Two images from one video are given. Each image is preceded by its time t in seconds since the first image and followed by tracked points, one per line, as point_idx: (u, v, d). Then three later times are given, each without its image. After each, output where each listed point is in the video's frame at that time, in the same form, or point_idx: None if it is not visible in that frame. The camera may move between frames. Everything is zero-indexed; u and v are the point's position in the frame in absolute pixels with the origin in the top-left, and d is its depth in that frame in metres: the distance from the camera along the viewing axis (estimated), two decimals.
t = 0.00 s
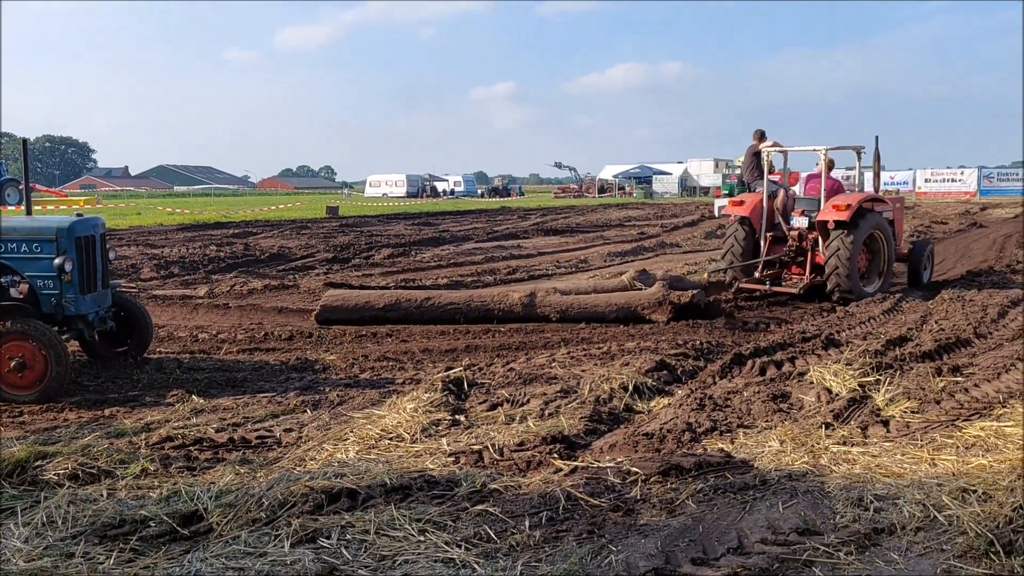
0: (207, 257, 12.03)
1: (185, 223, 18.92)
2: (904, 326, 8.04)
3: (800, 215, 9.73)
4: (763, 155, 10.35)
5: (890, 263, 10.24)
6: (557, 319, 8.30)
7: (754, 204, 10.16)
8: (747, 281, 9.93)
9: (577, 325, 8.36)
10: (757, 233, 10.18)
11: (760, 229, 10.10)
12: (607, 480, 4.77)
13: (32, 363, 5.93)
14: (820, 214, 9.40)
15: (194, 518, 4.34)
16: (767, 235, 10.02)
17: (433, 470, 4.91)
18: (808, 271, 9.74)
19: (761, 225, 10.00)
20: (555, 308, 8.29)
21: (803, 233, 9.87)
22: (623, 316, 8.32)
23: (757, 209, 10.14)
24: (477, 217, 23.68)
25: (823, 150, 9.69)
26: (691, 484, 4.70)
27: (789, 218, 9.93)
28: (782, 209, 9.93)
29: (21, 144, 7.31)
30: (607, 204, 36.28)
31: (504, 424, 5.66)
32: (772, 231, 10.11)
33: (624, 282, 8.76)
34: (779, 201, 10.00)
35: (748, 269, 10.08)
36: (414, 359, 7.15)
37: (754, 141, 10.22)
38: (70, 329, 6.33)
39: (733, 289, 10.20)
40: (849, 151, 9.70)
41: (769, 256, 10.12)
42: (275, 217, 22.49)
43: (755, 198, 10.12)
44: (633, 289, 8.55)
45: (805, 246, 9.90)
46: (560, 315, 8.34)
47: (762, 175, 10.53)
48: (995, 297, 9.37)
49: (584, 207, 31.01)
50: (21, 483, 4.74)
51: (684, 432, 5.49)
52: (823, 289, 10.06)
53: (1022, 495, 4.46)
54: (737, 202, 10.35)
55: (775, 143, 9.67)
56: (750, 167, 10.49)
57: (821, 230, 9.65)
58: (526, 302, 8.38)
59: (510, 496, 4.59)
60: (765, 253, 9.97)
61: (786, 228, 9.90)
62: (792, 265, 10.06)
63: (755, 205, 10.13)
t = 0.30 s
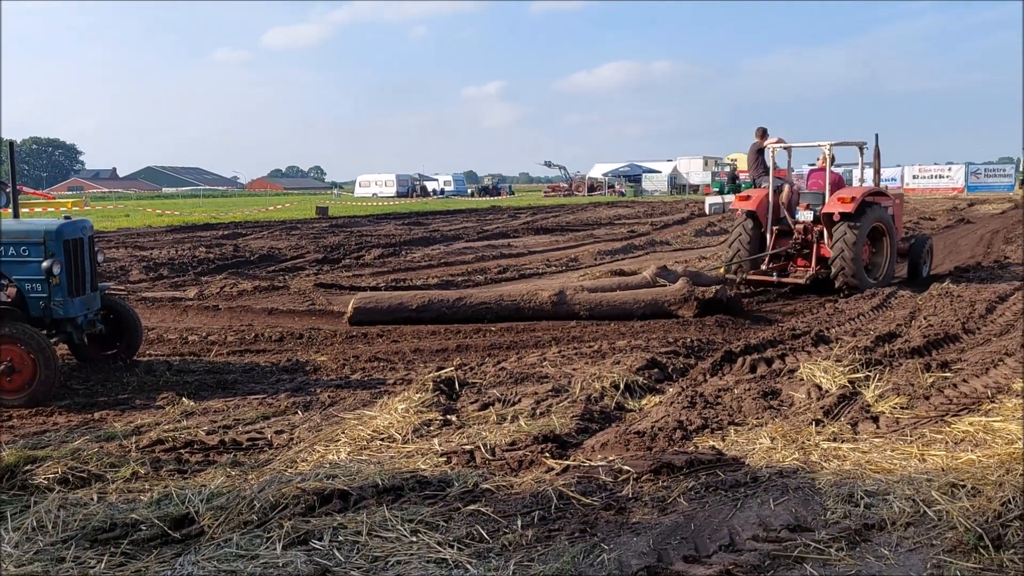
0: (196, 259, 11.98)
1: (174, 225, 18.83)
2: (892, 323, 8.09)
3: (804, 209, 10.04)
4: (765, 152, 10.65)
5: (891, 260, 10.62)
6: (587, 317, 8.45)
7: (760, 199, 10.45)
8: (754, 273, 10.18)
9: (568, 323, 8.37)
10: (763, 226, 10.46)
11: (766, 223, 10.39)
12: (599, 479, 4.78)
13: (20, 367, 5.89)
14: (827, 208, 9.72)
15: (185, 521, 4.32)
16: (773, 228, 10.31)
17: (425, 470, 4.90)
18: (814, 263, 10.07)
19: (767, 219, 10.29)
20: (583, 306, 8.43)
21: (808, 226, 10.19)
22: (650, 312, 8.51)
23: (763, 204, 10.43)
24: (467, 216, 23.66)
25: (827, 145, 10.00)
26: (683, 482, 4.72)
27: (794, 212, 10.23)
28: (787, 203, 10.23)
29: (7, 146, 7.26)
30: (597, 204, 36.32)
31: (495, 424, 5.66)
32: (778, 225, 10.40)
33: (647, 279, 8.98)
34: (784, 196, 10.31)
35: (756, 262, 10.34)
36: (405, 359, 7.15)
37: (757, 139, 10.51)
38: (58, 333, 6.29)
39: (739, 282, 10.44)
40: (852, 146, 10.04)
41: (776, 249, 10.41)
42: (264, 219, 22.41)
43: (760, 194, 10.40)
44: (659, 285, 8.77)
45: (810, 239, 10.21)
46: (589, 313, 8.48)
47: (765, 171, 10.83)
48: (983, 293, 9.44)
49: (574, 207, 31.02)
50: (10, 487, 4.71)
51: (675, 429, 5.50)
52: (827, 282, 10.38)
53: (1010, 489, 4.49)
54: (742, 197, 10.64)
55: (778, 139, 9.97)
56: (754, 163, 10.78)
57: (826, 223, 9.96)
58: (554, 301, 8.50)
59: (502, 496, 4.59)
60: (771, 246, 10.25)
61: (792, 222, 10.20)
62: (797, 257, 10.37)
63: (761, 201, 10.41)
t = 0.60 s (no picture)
0: (184, 260, 11.92)
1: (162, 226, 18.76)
2: (881, 321, 8.12)
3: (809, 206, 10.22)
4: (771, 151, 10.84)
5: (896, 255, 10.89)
6: (614, 315, 8.50)
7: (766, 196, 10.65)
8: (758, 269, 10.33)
9: (557, 323, 8.38)
10: (769, 223, 10.65)
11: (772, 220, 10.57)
12: (589, 478, 4.78)
13: (4, 368, 5.85)
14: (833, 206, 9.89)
15: (174, 522, 4.31)
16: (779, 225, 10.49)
17: (415, 470, 4.89)
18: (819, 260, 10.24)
19: (772, 216, 10.47)
20: (609, 305, 8.47)
21: (813, 223, 10.37)
22: (675, 309, 8.62)
23: (770, 202, 10.63)
24: (457, 216, 23.66)
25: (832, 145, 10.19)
26: (673, 481, 4.72)
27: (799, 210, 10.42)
28: (793, 201, 10.43)
29: None
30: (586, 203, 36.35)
31: (485, 424, 5.66)
32: (784, 222, 10.59)
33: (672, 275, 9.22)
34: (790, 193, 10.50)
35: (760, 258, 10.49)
36: (394, 360, 7.13)
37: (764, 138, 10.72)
38: (45, 334, 6.25)
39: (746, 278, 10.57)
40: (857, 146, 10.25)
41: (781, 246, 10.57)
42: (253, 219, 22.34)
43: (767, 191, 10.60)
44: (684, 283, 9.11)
45: (815, 236, 10.39)
46: (616, 310, 8.53)
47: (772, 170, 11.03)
48: (971, 292, 9.50)
49: (563, 206, 31.05)
50: None
51: (665, 428, 5.51)
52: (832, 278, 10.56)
53: (997, 487, 4.51)
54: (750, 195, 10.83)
55: (784, 138, 10.15)
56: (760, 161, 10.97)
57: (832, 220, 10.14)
58: (581, 297, 8.49)
59: (493, 495, 4.58)
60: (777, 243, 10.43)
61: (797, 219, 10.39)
62: (802, 254, 10.54)
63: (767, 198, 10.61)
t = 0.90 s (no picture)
0: (174, 264, 11.89)
1: (152, 230, 18.70)
2: (870, 324, 8.16)
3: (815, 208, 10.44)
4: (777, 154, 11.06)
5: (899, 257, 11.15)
6: (641, 314, 8.62)
7: (774, 198, 10.87)
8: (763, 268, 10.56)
9: (548, 326, 8.39)
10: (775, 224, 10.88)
11: (779, 221, 10.83)
12: (580, 481, 4.78)
13: None
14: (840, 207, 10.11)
15: (164, 528, 4.29)
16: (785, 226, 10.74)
17: (406, 475, 4.89)
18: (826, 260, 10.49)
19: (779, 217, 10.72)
20: (636, 305, 8.60)
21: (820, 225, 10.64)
22: (699, 309, 8.75)
23: (777, 203, 10.85)
24: (448, 220, 23.67)
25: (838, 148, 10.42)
26: (664, 484, 4.73)
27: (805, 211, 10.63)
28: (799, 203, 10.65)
29: None
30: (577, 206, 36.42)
31: (476, 428, 5.65)
32: (791, 223, 10.82)
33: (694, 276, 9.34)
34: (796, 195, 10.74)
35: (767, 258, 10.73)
36: (385, 364, 7.13)
37: (770, 141, 10.97)
38: (33, 340, 6.21)
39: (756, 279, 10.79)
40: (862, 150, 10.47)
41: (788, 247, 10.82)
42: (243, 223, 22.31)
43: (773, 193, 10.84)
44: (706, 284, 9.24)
45: (822, 237, 10.62)
46: (643, 310, 8.66)
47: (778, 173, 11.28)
48: (959, 294, 9.57)
49: (553, 209, 31.11)
50: None
51: (656, 432, 5.52)
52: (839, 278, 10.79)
53: (986, 488, 4.54)
54: (757, 197, 11.08)
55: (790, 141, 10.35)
56: (767, 164, 11.18)
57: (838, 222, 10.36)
58: (608, 298, 8.60)
59: (484, 500, 4.58)
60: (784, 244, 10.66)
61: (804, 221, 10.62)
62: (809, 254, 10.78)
63: (774, 199, 10.86)
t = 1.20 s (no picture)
0: (165, 267, 11.84)
1: (142, 233, 18.62)
2: (861, 325, 8.19)
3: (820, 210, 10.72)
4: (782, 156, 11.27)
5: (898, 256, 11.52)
6: (666, 314, 8.77)
7: (780, 199, 11.13)
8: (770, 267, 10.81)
9: (540, 328, 8.40)
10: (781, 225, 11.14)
11: (785, 221, 11.10)
12: (573, 483, 4.78)
13: None
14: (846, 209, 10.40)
15: (155, 532, 4.27)
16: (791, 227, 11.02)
17: (398, 477, 4.88)
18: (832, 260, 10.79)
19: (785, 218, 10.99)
20: (662, 304, 8.73)
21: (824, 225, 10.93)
22: (720, 309, 8.94)
23: (783, 204, 11.11)
24: (440, 222, 23.66)
25: (843, 151, 10.66)
26: (656, 486, 4.74)
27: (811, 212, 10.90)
28: (804, 204, 10.92)
29: None
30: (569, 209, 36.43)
31: (469, 430, 5.65)
32: (796, 223, 11.09)
33: (713, 275, 9.52)
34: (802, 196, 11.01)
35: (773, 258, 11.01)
36: (377, 366, 7.11)
37: (775, 143, 11.18)
38: (16, 344, 6.17)
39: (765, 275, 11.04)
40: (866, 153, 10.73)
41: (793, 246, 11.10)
42: (234, 225, 22.25)
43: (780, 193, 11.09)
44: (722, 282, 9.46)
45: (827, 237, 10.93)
46: (668, 310, 8.80)
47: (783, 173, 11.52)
48: (948, 295, 9.62)
49: (546, 212, 31.13)
50: None
51: (648, 433, 5.53)
52: (843, 277, 11.10)
53: (976, 488, 4.56)
54: (763, 197, 11.33)
55: (797, 144, 10.56)
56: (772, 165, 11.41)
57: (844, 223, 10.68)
58: (634, 297, 8.71)
59: (476, 502, 4.58)
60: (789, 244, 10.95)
61: (809, 221, 10.90)
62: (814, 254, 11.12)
63: (781, 200, 11.12)
